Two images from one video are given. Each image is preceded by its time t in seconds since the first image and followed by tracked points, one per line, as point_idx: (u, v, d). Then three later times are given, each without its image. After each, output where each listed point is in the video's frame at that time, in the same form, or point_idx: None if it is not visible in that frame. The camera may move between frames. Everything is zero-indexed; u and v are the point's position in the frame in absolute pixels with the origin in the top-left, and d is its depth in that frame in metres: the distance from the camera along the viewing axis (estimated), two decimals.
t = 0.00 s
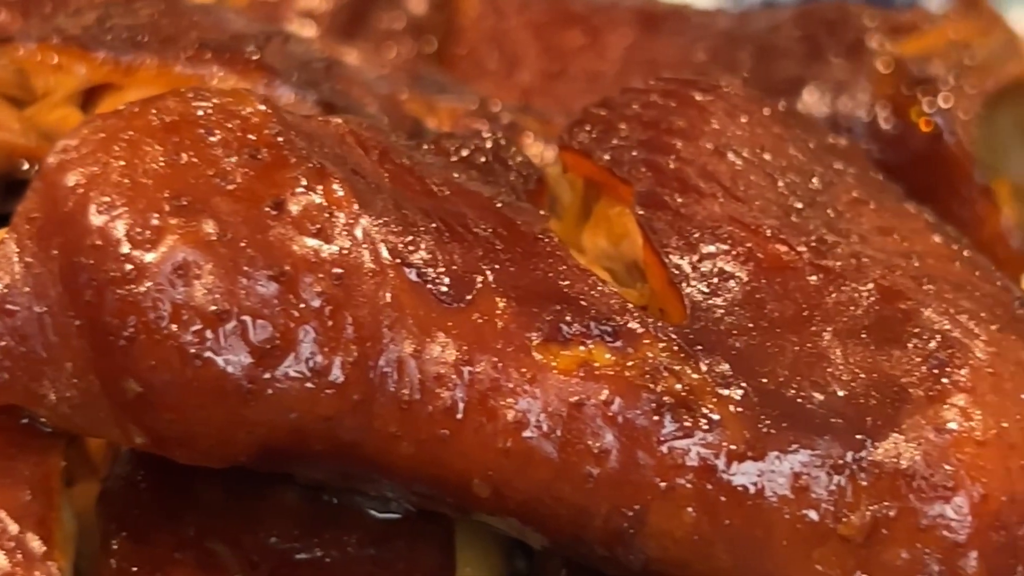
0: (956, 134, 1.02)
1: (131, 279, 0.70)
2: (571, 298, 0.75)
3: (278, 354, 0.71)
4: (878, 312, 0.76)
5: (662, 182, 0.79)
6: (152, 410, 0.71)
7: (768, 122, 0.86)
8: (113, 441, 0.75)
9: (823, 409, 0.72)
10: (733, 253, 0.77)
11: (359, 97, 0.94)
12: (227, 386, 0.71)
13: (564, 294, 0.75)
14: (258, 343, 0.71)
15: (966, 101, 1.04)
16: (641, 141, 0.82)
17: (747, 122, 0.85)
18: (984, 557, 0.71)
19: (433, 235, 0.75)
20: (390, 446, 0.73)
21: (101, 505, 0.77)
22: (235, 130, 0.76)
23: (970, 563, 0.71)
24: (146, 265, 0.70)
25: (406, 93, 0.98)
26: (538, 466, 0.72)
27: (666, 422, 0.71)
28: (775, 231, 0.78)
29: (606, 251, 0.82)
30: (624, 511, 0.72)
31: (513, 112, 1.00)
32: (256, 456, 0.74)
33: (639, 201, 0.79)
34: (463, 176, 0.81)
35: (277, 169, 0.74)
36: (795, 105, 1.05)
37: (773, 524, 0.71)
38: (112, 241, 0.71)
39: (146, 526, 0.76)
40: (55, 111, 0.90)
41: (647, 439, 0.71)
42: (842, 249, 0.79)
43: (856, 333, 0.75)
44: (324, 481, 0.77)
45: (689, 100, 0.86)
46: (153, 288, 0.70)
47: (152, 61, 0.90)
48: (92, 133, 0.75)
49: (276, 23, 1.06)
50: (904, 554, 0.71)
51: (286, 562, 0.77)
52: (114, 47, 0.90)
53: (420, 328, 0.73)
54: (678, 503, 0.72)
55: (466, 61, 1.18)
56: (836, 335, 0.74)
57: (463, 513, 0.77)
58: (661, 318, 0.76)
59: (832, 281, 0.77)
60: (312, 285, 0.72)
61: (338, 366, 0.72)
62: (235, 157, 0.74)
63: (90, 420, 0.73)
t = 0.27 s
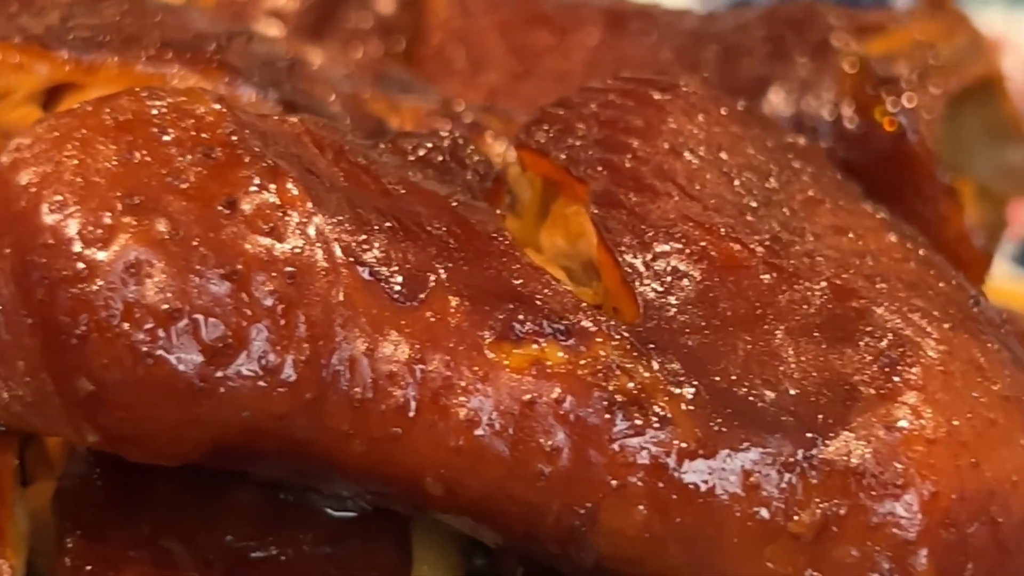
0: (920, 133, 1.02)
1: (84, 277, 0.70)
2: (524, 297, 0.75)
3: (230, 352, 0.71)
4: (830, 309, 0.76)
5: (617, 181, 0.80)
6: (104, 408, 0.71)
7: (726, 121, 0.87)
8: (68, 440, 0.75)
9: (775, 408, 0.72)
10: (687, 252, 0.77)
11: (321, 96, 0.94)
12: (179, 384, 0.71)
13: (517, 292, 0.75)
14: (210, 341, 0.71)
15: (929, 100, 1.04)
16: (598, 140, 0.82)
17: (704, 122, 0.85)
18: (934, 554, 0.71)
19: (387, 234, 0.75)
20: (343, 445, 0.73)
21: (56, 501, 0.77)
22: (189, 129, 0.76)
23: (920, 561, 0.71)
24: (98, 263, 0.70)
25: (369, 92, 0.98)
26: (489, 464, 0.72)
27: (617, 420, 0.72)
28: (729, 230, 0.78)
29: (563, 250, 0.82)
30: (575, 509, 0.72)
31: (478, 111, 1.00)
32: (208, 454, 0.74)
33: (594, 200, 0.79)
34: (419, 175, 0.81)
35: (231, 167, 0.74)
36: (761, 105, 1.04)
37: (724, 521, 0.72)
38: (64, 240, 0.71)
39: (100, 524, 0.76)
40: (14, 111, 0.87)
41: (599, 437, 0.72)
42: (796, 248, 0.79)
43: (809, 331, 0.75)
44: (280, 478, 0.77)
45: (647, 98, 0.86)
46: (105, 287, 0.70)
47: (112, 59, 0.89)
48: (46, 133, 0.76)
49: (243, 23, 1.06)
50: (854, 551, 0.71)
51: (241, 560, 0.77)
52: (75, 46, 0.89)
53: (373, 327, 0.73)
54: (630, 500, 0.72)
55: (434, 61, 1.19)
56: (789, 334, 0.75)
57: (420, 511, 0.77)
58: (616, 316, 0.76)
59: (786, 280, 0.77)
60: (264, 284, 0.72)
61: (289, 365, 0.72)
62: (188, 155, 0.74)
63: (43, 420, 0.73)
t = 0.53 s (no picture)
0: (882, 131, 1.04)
1: (33, 276, 0.70)
2: (476, 296, 0.75)
3: (180, 350, 0.71)
4: (781, 307, 0.77)
5: (570, 180, 0.80)
6: (53, 408, 0.71)
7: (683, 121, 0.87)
8: (21, 439, 0.75)
9: (724, 406, 0.73)
10: (639, 251, 0.77)
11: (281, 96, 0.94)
12: (129, 384, 0.70)
13: (468, 291, 0.75)
14: (159, 340, 0.70)
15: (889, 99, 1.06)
16: (553, 139, 0.83)
17: (660, 121, 0.86)
18: (882, 552, 0.71)
19: (339, 233, 0.75)
20: (293, 443, 0.73)
21: (12, 498, 0.77)
22: (142, 128, 0.76)
23: (868, 559, 0.71)
24: (47, 262, 0.70)
25: (331, 91, 0.98)
26: (439, 462, 0.72)
27: (567, 419, 0.72)
28: (681, 229, 0.79)
29: (519, 250, 0.82)
30: (525, 507, 0.72)
31: (440, 110, 1.00)
32: (159, 452, 0.74)
33: (547, 199, 0.79)
34: (373, 175, 0.81)
35: (184, 166, 0.75)
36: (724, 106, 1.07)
37: (673, 519, 0.72)
38: (13, 239, 0.71)
39: (52, 524, 0.76)
40: None
41: (549, 435, 0.72)
42: (748, 247, 0.80)
43: (759, 330, 0.75)
44: (231, 477, 0.77)
45: (603, 97, 0.87)
46: (54, 286, 0.70)
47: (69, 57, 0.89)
48: None
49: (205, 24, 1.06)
50: (802, 549, 0.71)
51: (193, 559, 0.77)
52: (34, 46, 0.87)
53: (323, 325, 0.73)
54: (579, 498, 0.72)
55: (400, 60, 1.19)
56: (739, 332, 0.75)
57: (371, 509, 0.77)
58: (566, 315, 0.76)
59: (736, 279, 0.77)
60: (215, 283, 0.72)
61: (239, 364, 0.71)
62: (140, 155, 0.75)
63: None
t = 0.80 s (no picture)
0: (844, 130, 1.05)
1: None
2: (426, 295, 0.75)
3: (129, 349, 0.70)
4: (732, 304, 0.77)
5: (522, 180, 0.80)
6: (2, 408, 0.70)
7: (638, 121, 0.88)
8: None
9: (673, 404, 0.73)
10: (590, 250, 0.78)
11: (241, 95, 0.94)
12: (77, 382, 0.70)
13: (419, 290, 0.76)
14: (108, 338, 0.70)
15: (851, 98, 1.07)
16: (507, 138, 0.83)
17: (616, 122, 0.86)
18: (829, 550, 0.72)
19: (290, 231, 0.75)
20: (242, 442, 0.73)
21: None
22: (92, 127, 0.76)
23: (816, 557, 0.72)
24: None
25: (292, 90, 0.98)
26: (389, 460, 0.72)
27: (516, 417, 0.72)
28: (633, 228, 0.80)
29: (473, 249, 0.82)
30: (474, 506, 0.72)
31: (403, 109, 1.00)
32: (110, 451, 0.73)
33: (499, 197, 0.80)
34: (326, 174, 0.81)
35: (135, 164, 0.74)
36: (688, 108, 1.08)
37: (622, 517, 0.72)
38: None
39: (5, 523, 0.75)
40: None
41: (498, 433, 0.72)
42: (701, 246, 0.80)
43: (709, 329, 0.76)
44: (185, 476, 0.76)
45: (560, 96, 0.88)
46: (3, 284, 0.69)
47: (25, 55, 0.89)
48: None
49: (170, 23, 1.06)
50: (750, 547, 0.71)
51: (147, 557, 0.77)
52: None
53: (272, 324, 0.73)
54: (528, 497, 0.72)
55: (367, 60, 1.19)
56: (689, 331, 0.76)
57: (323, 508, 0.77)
58: (517, 313, 0.76)
59: (687, 277, 0.78)
60: (164, 282, 0.72)
61: (188, 363, 0.71)
62: (90, 153, 0.74)
63: None
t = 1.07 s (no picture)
0: (808, 130, 1.07)
1: None
2: (380, 293, 0.75)
3: (81, 347, 0.70)
4: (685, 303, 0.78)
5: (478, 180, 0.81)
6: None
7: (595, 121, 0.89)
8: None
9: (624, 403, 0.73)
10: (544, 249, 0.78)
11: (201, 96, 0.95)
12: (29, 381, 0.69)
13: (372, 289, 0.76)
14: (61, 336, 0.70)
15: (815, 98, 1.09)
16: (464, 137, 0.84)
17: (573, 121, 0.88)
18: (779, 548, 0.72)
19: (244, 230, 0.75)
20: (194, 440, 0.72)
21: None
22: (46, 125, 0.76)
23: (766, 554, 0.72)
24: None
25: (254, 90, 0.99)
26: (340, 458, 0.72)
27: (468, 415, 0.72)
28: (587, 227, 0.80)
29: (432, 247, 0.82)
30: (425, 503, 0.72)
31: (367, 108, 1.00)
32: (64, 450, 0.73)
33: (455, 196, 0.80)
34: (282, 173, 0.81)
35: (89, 162, 0.74)
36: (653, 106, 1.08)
37: (573, 515, 0.72)
38: None
39: None
40: None
41: (449, 431, 0.72)
42: (655, 245, 0.81)
43: (661, 328, 0.76)
44: (143, 475, 0.76)
45: (518, 96, 0.89)
46: None
47: None
48: None
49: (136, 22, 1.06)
50: (700, 545, 0.72)
51: (103, 557, 0.77)
52: None
53: (224, 322, 0.73)
54: (479, 495, 0.72)
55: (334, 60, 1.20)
56: (641, 329, 0.76)
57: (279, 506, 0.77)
58: (472, 312, 0.76)
59: (641, 275, 0.79)
60: (116, 280, 0.71)
61: (140, 361, 0.71)
62: (44, 151, 0.74)
63: None
